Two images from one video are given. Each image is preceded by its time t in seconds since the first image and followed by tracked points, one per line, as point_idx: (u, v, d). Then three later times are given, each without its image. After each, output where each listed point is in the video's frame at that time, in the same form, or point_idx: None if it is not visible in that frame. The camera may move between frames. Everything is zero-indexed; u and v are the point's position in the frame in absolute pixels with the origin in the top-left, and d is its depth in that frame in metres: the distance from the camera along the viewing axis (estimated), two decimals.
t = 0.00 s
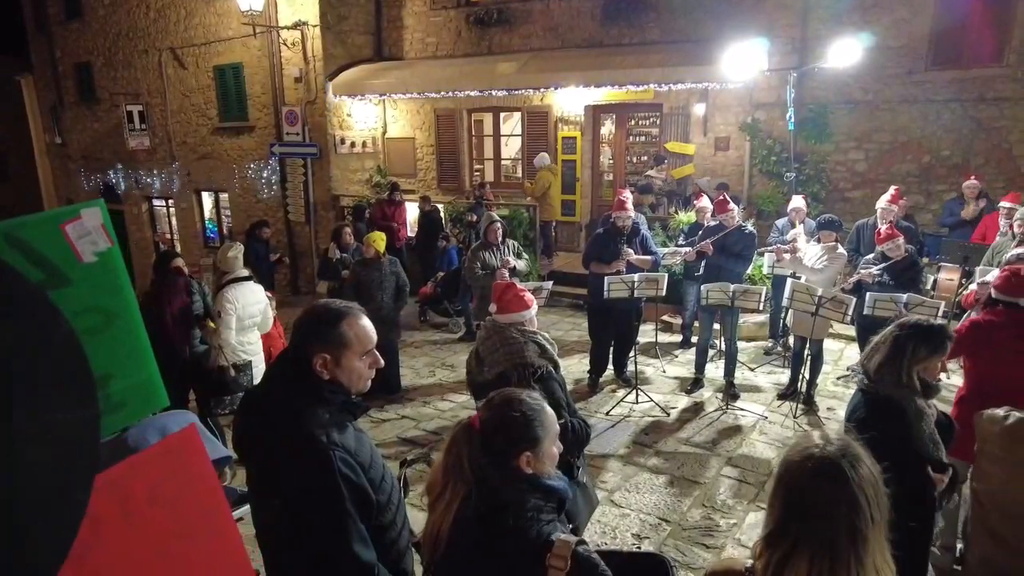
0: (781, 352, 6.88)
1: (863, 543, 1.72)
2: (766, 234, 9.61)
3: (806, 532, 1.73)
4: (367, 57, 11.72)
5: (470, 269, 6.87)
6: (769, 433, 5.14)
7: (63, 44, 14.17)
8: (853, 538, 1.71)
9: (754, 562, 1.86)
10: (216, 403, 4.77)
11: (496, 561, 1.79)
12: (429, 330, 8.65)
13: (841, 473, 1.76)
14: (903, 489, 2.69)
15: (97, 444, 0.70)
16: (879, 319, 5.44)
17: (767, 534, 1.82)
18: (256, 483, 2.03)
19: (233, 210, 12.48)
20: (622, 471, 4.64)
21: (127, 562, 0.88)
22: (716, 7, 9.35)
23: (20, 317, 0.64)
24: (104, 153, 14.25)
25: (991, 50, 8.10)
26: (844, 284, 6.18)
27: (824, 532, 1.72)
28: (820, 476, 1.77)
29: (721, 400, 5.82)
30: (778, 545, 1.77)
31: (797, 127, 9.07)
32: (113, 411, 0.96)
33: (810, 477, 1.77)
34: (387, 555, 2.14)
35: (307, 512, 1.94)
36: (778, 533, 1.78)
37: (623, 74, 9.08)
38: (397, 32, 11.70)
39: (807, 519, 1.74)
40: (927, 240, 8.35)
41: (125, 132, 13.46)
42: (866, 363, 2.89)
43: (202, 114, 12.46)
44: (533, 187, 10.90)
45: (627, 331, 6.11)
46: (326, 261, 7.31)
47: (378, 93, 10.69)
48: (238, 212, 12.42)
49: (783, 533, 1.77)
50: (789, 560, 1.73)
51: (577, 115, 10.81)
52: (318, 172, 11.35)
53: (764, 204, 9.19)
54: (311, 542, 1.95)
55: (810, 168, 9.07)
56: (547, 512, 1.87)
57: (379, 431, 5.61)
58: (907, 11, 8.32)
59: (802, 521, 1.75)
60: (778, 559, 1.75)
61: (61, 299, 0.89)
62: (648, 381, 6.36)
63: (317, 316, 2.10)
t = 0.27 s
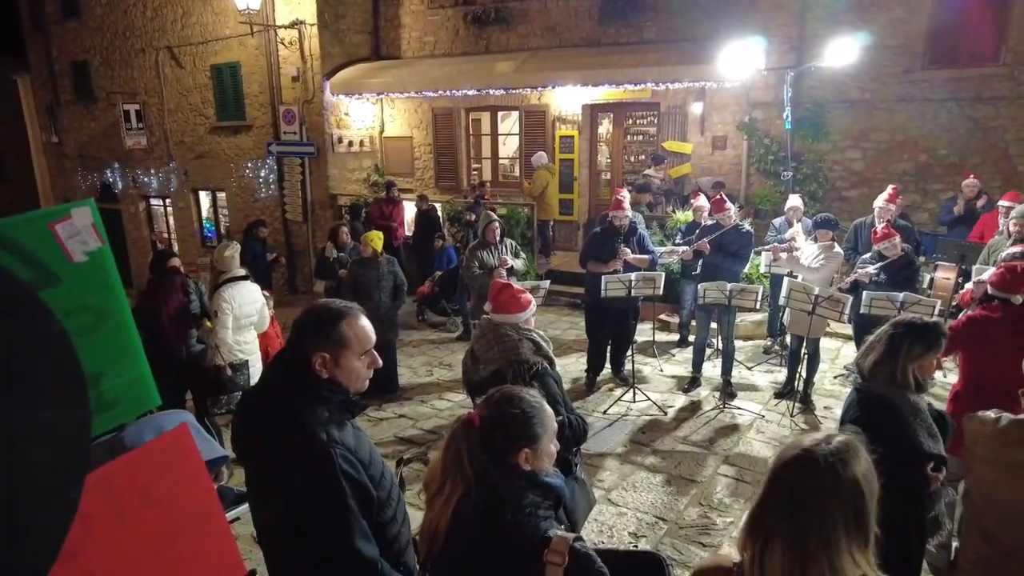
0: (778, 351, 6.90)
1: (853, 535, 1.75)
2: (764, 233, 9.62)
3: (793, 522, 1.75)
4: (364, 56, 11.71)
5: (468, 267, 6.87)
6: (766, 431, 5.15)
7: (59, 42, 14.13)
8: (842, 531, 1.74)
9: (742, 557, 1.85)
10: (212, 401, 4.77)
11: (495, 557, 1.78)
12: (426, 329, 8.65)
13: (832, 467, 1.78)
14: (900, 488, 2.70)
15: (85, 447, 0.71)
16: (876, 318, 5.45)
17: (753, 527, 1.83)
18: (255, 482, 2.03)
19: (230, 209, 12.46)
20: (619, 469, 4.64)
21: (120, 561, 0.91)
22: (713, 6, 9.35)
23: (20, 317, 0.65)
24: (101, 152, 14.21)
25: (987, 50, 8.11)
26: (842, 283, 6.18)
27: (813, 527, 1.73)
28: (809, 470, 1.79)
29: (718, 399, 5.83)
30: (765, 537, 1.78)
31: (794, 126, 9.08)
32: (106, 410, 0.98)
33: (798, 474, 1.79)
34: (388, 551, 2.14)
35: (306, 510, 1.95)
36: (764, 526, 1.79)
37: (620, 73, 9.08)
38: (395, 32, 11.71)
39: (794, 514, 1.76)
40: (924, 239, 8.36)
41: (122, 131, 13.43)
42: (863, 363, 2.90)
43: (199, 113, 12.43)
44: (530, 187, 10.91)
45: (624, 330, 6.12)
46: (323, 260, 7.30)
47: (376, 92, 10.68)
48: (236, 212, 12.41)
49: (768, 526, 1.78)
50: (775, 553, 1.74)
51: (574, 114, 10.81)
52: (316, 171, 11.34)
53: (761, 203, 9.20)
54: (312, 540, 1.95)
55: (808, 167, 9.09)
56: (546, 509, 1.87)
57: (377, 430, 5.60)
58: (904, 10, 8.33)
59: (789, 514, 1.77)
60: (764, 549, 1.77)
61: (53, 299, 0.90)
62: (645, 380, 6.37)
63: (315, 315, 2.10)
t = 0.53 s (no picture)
0: (774, 350, 6.91)
1: (855, 535, 1.64)
2: (760, 232, 9.63)
3: (792, 516, 1.65)
4: (361, 55, 11.69)
5: (465, 267, 6.87)
6: (762, 430, 5.16)
7: (55, 41, 14.08)
8: (844, 531, 1.63)
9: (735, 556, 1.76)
10: (209, 401, 4.77)
11: (493, 551, 1.79)
12: (423, 329, 8.65)
13: (832, 461, 1.69)
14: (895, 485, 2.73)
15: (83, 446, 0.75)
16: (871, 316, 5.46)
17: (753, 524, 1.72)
18: (250, 478, 2.03)
19: (227, 208, 12.45)
20: (615, 468, 4.65)
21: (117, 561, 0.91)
22: (710, 5, 9.36)
23: (19, 317, 0.68)
24: (97, 151, 14.17)
25: (982, 49, 8.14)
26: (837, 282, 6.19)
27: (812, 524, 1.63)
28: (806, 464, 1.69)
29: (714, 397, 5.84)
30: (764, 534, 1.68)
31: (790, 125, 9.09)
32: (99, 409, 0.98)
33: (797, 468, 1.69)
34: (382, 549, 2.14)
35: (302, 506, 1.95)
36: (763, 521, 1.69)
37: (617, 72, 9.08)
38: (392, 31, 11.64)
39: (793, 510, 1.65)
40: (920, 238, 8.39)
41: (119, 130, 13.40)
42: (859, 360, 2.90)
43: (195, 112, 12.41)
44: (528, 186, 10.92)
45: (621, 329, 6.12)
46: (319, 259, 7.29)
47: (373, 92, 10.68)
48: (233, 211, 12.39)
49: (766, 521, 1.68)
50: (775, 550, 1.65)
51: (571, 114, 10.81)
52: (313, 171, 11.33)
53: (758, 202, 9.22)
54: (308, 536, 1.95)
55: (804, 166, 9.10)
56: (543, 504, 1.87)
57: (373, 429, 5.60)
58: (900, 9, 8.35)
59: (789, 509, 1.66)
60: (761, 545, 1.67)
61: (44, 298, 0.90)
62: (642, 379, 6.38)
63: (312, 312, 2.10)
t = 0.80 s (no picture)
0: (769, 348, 6.93)
1: (843, 534, 1.61)
2: (755, 231, 9.66)
3: (780, 512, 1.63)
4: (356, 54, 11.67)
5: (460, 266, 6.86)
6: (756, 428, 5.18)
7: (48, 40, 14.02)
8: (831, 529, 1.60)
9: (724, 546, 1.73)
10: (203, 402, 4.76)
11: (478, 550, 1.79)
12: (419, 328, 8.64)
13: (820, 458, 1.66)
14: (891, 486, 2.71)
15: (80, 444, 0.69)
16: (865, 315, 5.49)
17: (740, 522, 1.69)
18: (238, 476, 2.02)
19: (221, 208, 12.43)
20: (610, 467, 4.65)
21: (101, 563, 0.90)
22: (705, 5, 9.37)
23: (18, 316, 0.62)
24: (90, 150, 14.12)
25: (975, 49, 8.17)
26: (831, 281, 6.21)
27: (798, 521, 1.61)
28: (796, 460, 1.67)
29: (708, 396, 5.85)
30: (752, 528, 1.65)
31: (784, 125, 9.11)
32: (84, 407, 0.97)
33: (784, 464, 1.68)
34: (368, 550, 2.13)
35: (292, 502, 1.95)
36: (752, 517, 1.67)
37: (612, 72, 9.09)
38: (387, 30, 11.62)
39: (780, 509, 1.63)
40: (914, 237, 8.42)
41: (113, 130, 13.35)
42: (853, 359, 2.91)
43: (190, 111, 12.37)
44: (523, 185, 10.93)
45: (615, 328, 6.13)
46: (313, 259, 7.28)
47: (368, 91, 10.67)
48: (227, 211, 12.36)
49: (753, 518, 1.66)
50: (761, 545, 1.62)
51: (566, 113, 10.82)
52: (308, 170, 11.32)
53: (752, 202, 9.25)
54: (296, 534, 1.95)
55: (798, 165, 9.13)
56: (526, 504, 1.87)
57: (368, 429, 5.60)
58: (893, 9, 8.37)
59: (774, 505, 1.65)
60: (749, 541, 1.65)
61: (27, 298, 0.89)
62: (637, 377, 6.39)
63: (304, 310, 2.10)
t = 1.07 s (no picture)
0: (761, 348, 6.96)
1: (828, 532, 1.60)
2: (747, 231, 9.69)
3: (765, 509, 1.64)
4: (348, 54, 11.65)
5: (454, 266, 6.86)
6: (748, 427, 5.20)
7: (39, 39, 13.94)
8: (815, 526, 1.60)
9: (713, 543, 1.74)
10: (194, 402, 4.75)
11: (465, 550, 1.80)
12: (412, 328, 8.63)
13: (805, 456, 1.66)
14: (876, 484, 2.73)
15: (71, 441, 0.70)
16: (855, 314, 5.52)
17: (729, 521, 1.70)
18: (224, 476, 2.03)
19: (214, 208, 12.39)
20: (603, 466, 4.67)
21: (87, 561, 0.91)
22: (697, 5, 9.40)
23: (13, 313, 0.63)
24: (82, 150, 14.05)
25: (965, 49, 8.22)
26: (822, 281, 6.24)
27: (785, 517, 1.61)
28: (782, 458, 1.67)
29: (701, 395, 5.87)
30: (739, 526, 1.66)
31: (776, 124, 9.14)
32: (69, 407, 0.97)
33: (770, 462, 1.68)
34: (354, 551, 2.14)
35: (276, 503, 1.95)
36: (740, 514, 1.67)
37: (605, 72, 9.10)
38: (380, 29, 11.61)
39: (768, 507, 1.64)
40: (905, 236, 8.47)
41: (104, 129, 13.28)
42: (843, 357, 2.92)
43: (182, 111, 12.32)
44: (516, 185, 10.93)
45: (608, 328, 6.14)
46: (306, 258, 7.26)
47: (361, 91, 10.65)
48: (220, 211, 12.32)
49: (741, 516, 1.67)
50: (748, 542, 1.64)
51: (559, 113, 10.82)
52: (300, 170, 11.29)
53: (744, 201, 9.28)
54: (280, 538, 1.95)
55: (790, 165, 9.16)
56: (514, 502, 1.87)
57: (360, 429, 5.60)
58: (884, 10, 8.41)
59: (761, 502, 1.65)
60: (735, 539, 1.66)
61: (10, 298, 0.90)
62: (629, 377, 6.41)
63: (288, 310, 2.09)
